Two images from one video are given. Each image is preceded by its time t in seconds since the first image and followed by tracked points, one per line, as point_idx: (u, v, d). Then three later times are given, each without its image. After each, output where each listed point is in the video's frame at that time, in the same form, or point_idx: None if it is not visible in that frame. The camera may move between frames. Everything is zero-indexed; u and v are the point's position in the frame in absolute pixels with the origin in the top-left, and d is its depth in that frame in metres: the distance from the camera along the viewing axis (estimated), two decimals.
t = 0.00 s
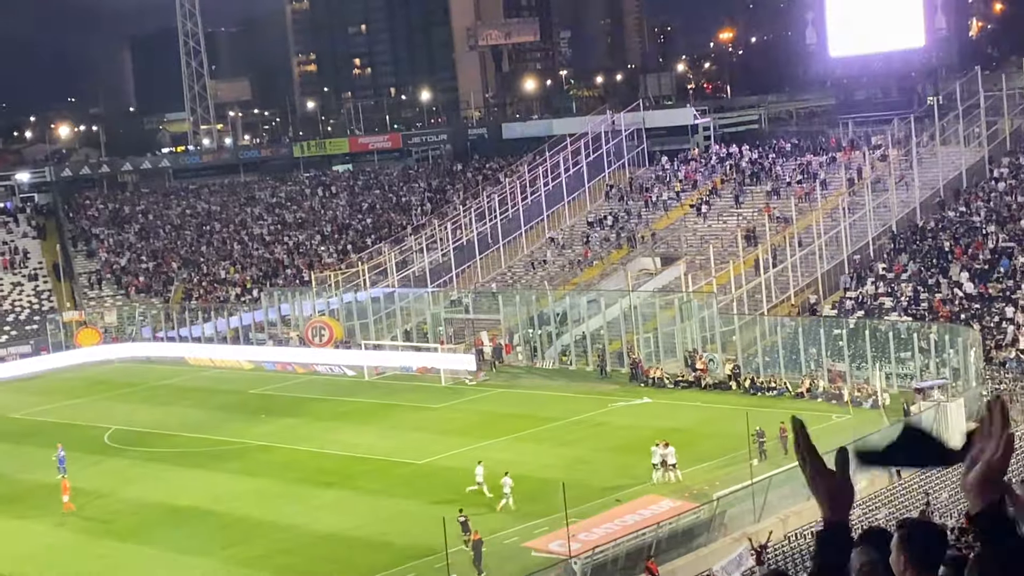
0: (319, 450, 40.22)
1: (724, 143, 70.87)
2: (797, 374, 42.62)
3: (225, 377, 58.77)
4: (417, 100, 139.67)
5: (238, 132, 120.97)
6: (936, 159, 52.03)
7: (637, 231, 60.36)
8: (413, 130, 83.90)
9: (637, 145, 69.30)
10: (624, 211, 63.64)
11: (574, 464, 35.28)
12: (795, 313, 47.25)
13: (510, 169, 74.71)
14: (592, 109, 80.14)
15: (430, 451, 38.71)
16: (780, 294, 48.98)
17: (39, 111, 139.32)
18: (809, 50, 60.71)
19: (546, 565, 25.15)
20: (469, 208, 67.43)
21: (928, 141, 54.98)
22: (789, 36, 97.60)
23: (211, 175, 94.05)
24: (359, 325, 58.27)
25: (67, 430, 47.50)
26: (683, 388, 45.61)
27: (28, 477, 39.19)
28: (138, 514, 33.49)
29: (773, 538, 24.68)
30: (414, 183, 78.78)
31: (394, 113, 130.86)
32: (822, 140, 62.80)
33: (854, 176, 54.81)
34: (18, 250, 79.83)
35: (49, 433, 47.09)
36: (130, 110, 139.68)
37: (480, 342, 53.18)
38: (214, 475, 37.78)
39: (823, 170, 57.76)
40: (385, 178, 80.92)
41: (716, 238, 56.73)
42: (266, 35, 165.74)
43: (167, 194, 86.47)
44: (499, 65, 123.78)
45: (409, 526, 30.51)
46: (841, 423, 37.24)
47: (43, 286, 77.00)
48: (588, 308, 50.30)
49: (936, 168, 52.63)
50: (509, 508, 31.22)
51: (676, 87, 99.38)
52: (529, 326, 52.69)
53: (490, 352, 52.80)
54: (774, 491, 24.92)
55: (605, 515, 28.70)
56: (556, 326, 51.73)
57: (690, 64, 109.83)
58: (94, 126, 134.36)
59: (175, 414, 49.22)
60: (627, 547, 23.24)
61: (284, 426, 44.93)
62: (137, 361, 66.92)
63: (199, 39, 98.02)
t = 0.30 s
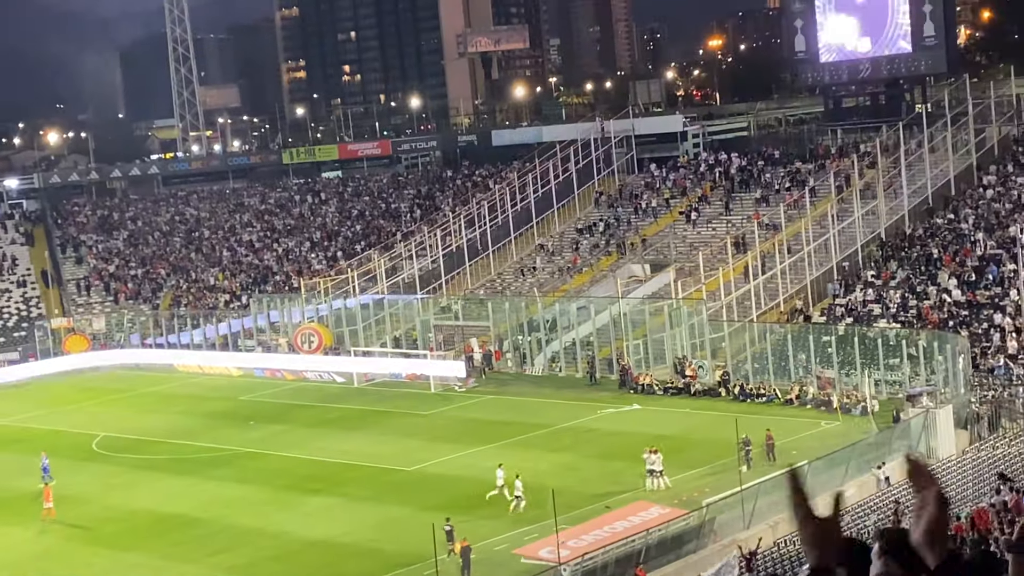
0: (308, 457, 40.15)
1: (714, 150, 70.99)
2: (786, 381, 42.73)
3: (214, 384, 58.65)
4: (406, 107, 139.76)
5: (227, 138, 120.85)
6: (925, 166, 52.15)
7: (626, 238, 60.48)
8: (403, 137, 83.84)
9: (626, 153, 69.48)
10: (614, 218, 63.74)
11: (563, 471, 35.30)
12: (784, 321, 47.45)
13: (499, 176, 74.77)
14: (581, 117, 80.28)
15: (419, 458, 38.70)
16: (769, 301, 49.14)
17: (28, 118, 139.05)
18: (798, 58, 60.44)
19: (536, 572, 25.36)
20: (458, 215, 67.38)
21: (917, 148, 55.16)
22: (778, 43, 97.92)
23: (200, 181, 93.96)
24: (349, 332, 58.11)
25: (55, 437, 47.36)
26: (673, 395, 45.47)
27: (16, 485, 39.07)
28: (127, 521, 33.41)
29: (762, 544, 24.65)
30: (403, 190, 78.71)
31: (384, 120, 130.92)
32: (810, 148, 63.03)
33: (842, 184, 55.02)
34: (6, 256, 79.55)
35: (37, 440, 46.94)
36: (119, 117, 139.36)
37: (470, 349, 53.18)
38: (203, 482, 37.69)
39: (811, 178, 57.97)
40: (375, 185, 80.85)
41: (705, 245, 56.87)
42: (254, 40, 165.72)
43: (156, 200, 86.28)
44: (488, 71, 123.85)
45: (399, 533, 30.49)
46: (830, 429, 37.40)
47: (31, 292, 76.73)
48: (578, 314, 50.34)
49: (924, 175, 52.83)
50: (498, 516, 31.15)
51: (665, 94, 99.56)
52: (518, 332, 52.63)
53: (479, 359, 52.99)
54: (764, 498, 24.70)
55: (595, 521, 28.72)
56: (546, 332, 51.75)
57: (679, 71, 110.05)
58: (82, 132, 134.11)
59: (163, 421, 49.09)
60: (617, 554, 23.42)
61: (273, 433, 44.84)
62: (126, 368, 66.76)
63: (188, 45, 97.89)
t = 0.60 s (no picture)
0: (301, 460, 40.05)
1: (706, 153, 71.06)
2: (779, 383, 42.75)
3: (205, 387, 58.48)
4: (398, 109, 139.77)
5: (219, 141, 120.71)
6: (917, 168, 52.20)
7: (619, 240, 60.51)
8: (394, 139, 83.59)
9: (619, 155, 69.54)
10: (606, 220, 63.79)
11: (557, 473, 35.26)
12: (776, 323, 47.45)
13: (491, 179, 74.74)
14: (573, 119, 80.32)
15: (412, 460, 38.64)
16: (761, 303, 49.14)
17: (19, 120, 138.64)
18: (791, 60, 60.38)
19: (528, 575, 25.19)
20: (451, 217, 67.35)
21: (909, 150, 55.24)
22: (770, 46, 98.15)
23: (192, 184, 93.78)
24: (341, 334, 57.52)
25: (46, 440, 47.15)
26: (665, 398, 45.63)
27: (7, 488, 38.87)
28: (119, 524, 33.26)
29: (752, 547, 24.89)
30: (396, 192, 78.60)
31: (376, 122, 130.94)
32: (802, 151, 63.12)
33: (834, 186, 55.11)
34: None
35: (28, 444, 46.71)
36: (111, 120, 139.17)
37: (462, 351, 53.10)
38: (195, 485, 37.55)
39: (804, 181, 58.07)
40: (366, 187, 80.76)
41: (697, 248, 56.89)
42: (246, 43, 165.75)
43: (147, 203, 86.03)
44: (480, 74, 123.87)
45: (391, 536, 30.40)
46: (822, 432, 37.46)
47: (21, 295, 76.49)
48: (570, 317, 50.30)
49: (917, 177, 52.94)
50: (491, 518, 31.12)
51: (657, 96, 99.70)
52: (510, 335, 52.65)
53: (471, 363, 52.87)
54: (756, 501, 24.96)
55: (588, 523, 28.74)
56: (538, 335, 51.72)
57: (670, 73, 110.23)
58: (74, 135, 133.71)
59: (154, 424, 48.91)
60: (610, 557, 23.27)
61: (265, 435, 44.72)
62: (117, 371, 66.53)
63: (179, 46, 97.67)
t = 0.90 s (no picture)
0: (293, 462, 40.00)
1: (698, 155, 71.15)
2: (770, 386, 42.74)
3: (198, 389, 58.38)
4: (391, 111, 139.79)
5: (212, 142, 120.45)
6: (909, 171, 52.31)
7: (611, 243, 60.54)
8: (387, 142, 83.28)
9: (611, 158, 69.60)
10: (598, 222, 63.83)
11: (549, 475, 35.25)
12: (768, 326, 47.50)
13: (484, 181, 74.74)
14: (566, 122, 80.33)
15: (404, 462, 38.59)
16: (753, 306, 49.16)
17: (11, 121, 138.18)
18: (783, 63, 61.08)
19: None
20: (444, 219, 67.38)
21: (901, 153, 55.41)
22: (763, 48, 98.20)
23: (184, 186, 93.72)
24: (334, 337, 57.70)
25: (37, 442, 46.99)
26: (657, 400, 45.63)
27: None
28: (110, 526, 33.16)
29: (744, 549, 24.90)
30: (388, 195, 78.54)
31: (370, 125, 130.86)
32: (794, 153, 63.19)
33: (826, 189, 55.22)
34: None
35: (20, 446, 46.56)
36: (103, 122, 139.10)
37: (454, 354, 52.99)
38: (187, 487, 37.48)
39: (796, 184, 58.17)
40: (358, 189, 80.74)
41: (690, 250, 56.96)
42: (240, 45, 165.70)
43: (139, 204, 85.85)
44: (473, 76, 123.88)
45: (382, 539, 30.36)
46: (814, 434, 37.52)
47: (13, 297, 76.28)
48: (563, 320, 50.30)
49: (908, 181, 53.07)
50: (483, 521, 31.05)
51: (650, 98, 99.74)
52: (503, 337, 52.58)
53: (463, 365, 52.66)
54: (749, 503, 25.07)
55: (580, 526, 28.75)
56: (530, 337, 51.71)
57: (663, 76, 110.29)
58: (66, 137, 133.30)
59: (146, 426, 48.80)
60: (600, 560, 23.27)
61: (257, 438, 44.65)
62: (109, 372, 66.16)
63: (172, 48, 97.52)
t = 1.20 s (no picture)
0: (287, 462, 39.93)
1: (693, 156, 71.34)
2: (765, 387, 42.73)
3: (191, 389, 58.28)
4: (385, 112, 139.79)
5: (206, 142, 120.20)
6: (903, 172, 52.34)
7: (605, 244, 60.49)
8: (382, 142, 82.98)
9: (606, 158, 69.60)
10: (592, 223, 63.78)
11: (543, 476, 35.22)
12: (762, 327, 47.52)
13: (478, 182, 74.67)
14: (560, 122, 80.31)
15: (398, 463, 38.54)
16: (747, 306, 49.18)
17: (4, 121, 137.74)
18: (777, 64, 60.74)
19: None
20: (438, 220, 67.34)
21: (894, 154, 55.50)
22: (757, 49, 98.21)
23: (178, 186, 93.59)
24: (328, 338, 57.22)
25: (30, 443, 46.83)
26: (652, 401, 45.80)
27: None
28: (104, 527, 33.06)
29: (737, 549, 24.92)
30: (382, 195, 78.43)
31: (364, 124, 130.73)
32: (788, 154, 63.21)
33: (820, 190, 55.24)
34: None
35: (13, 447, 46.39)
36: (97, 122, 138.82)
37: (448, 354, 52.94)
38: (181, 488, 37.39)
39: (790, 184, 58.19)
40: (352, 189, 80.70)
41: (684, 251, 56.96)
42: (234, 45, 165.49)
43: (133, 205, 85.66)
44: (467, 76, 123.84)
45: (376, 539, 30.31)
46: (808, 434, 37.52)
47: (6, 298, 76.09)
48: (557, 320, 50.33)
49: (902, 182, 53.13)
50: (476, 522, 31.00)
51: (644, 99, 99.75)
52: (497, 338, 52.68)
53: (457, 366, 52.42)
54: (743, 503, 24.96)
55: (574, 526, 28.76)
56: (525, 338, 51.74)
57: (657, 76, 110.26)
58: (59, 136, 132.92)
59: (140, 427, 48.69)
60: (596, 559, 23.13)
61: (251, 438, 44.56)
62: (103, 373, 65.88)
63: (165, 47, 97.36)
